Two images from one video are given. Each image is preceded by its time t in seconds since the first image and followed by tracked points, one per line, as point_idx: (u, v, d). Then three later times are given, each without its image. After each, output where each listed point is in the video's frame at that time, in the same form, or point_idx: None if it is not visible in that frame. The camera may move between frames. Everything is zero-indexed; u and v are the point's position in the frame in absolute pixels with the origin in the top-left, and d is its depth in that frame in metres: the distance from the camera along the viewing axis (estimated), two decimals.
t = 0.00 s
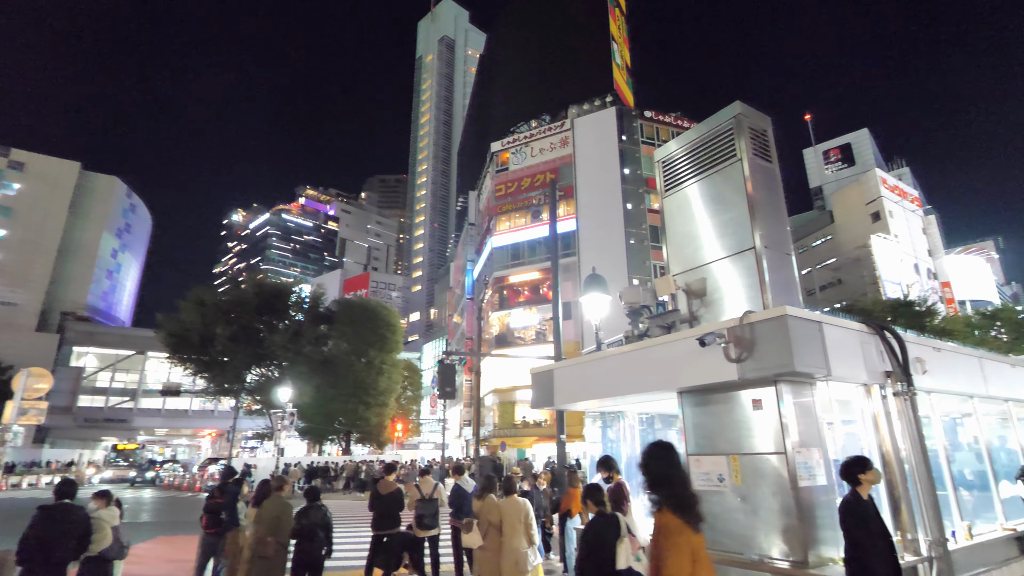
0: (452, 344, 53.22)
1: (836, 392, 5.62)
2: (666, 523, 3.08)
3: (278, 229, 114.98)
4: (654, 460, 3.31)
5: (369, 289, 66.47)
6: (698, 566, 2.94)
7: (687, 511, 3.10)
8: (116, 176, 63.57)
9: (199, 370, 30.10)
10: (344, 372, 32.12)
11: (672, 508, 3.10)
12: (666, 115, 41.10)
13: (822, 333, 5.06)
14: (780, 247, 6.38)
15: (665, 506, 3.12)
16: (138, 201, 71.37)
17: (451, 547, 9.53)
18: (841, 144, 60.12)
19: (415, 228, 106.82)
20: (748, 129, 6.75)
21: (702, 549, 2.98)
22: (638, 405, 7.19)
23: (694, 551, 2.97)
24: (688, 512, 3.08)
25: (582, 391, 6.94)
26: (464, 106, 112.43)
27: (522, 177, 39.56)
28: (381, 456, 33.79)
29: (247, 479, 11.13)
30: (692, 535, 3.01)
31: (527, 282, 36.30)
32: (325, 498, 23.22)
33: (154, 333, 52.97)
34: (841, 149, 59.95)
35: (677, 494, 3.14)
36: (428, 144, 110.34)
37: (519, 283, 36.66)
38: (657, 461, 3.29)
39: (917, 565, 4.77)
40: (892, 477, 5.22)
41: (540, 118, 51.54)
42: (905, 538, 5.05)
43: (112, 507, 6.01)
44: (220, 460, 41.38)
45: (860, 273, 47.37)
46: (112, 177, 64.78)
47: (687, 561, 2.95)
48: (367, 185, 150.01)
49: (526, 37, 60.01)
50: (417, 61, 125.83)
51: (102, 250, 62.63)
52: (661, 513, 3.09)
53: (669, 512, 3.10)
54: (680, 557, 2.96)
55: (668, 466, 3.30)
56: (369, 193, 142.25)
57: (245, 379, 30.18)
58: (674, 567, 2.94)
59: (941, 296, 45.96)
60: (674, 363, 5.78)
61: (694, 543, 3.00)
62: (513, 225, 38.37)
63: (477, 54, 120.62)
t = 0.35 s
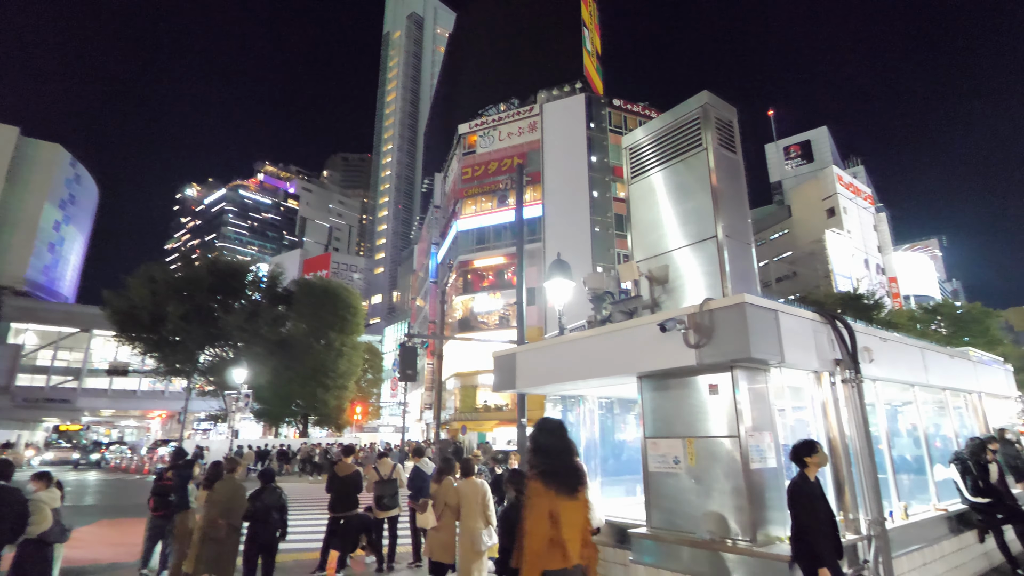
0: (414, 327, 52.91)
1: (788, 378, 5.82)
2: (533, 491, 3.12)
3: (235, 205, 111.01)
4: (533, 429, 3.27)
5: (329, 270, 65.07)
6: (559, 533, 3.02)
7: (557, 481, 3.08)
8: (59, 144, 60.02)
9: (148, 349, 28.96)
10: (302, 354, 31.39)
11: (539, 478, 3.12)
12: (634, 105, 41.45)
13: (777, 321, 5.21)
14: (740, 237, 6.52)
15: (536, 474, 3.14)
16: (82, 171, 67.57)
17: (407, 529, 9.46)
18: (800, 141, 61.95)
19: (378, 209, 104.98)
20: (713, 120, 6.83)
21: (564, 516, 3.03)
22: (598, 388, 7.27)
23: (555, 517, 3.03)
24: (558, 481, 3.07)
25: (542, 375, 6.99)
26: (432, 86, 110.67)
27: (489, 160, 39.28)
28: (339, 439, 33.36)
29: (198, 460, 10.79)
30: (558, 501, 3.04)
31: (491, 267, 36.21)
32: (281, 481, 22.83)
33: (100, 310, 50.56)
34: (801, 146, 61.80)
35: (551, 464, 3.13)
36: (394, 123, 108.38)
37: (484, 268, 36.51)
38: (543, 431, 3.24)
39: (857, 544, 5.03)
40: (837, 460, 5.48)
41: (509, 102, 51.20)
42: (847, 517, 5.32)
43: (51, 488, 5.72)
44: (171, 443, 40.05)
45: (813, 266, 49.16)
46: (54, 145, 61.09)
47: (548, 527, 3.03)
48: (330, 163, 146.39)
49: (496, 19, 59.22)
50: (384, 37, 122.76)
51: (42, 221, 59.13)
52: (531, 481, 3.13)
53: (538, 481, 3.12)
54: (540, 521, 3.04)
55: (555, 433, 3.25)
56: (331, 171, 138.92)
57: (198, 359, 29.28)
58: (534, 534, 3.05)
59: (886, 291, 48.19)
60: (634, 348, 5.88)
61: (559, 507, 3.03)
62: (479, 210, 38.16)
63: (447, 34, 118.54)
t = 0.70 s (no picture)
0: (371, 303, 52.17)
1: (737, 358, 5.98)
2: (426, 467, 3.31)
3: (182, 171, 105.74)
4: (436, 414, 3.49)
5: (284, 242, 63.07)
6: (445, 508, 3.24)
7: (453, 461, 3.31)
8: None
9: (86, 320, 27.64)
10: (252, 327, 30.45)
11: (433, 456, 3.32)
12: (599, 86, 41.41)
13: (729, 303, 5.33)
14: (698, 221, 6.62)
15: (430, 452, 3.34)
16: (13, 128, 62.75)
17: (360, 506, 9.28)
18: (759, 131, 63.41)
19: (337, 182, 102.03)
20: (676, 103, 6.87)
21: (454, 492, 3.26)
22: (555, 366, 7.31)
23: (445, 493, 3.24)
24: (453, 462, 3.30)
25: (500, 352, 6.98)
26: (395, 57, 107.71)
27: (452, 135, 38.70)
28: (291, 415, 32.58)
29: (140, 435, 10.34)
30: (448, 481, 3.27)
31: (452, 244, 35.72)
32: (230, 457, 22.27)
33: (33, 278, 47.53)
34: (759, 135, 63.26)
35: (446, 447, 3.34)
36: (355, 93, 105.21)
37: (444, 245, 35.96)
38: (444, 416, 3.45)
39: (795, 516, 5.28)
40: (781, 437, 5.71)
41: (475, 77, 50.33)
42: (786, 491, 5.54)
43: None
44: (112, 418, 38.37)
45: (765, 253, 50.68)
46: None
47: (435, 501, 3.23)
48: (286, 132, 141.03)
49: None
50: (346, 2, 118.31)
51: None
52: (424, 457, 3.33)
53: (432, 460, 3.32)
54: (431, 496, 3.23)
55: (452, 420, 3.46)
56: (287, 140, 134.00)
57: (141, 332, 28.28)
58: (421, 505, 3.23)
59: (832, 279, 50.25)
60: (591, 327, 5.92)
61: (449, 486, 3.26)
62: (441, 185, 37.76)
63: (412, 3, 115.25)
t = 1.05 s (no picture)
0: (312, 277, 50.62)
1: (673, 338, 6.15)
2: (311, 444, 3.32)
3: (105, 130, 98.05)
4: (324, 393, 3.49)
5: (219, 211, 59.89)
6: (330, 484, 3.23)
7: (339, 437, 3.33)
8: None
9: None
10: (182, 300, 29.02)
11: (319, 434, 3.33)
12: (552, 66, 41.20)
13: (667, 284, 5.46)
14: (642, 203, 6.71)
15: (317, 433, 3.32)
16: None
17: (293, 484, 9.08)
18: (705, 119, 64.99)
19: (277, 151, 97.58)
20: (625, 86, 6.90)
21: (338, 467, 3.26)
22: (498, 344, 7.30)
23: (327, 470, 3.24)
24: (337, 437, 3.32)
25: (442, 329, 6.91)
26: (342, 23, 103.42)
27: (401, 107, 37.69)
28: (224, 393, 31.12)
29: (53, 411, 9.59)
30: (333, 457, 3.28)
31: (398, 220, 35.11)
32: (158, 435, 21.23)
33: None
34: (705, 123, 64.87)
35: (333, 424, 3.34)
36: (298, 58, 100.50)
37: (390, 221, 35.31)
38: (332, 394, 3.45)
39: (721, 488, 5.52)
40: (711, 413, 5.94)
41: (426, 47, 48.94)
42: (714, 464, 5.77)
43: None
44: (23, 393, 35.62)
45: (706, 238, 52.46)
46: None
47: (319, 477, 3.23)
48: (222, 94, 133.18)
49: None
50: None
51: None
52: (312, 438, 3.31)
53: (317, 438, 3.32)
54: (313, 473, 3.22)
55: (340, 398, 3.47)
56: (224, 103, 126.64)
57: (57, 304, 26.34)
58: (306, 482, 3.20)
59: (766, 265, 52.65)
60: (534, 305, 5.93)
61: (333, 462, 3.26)
62: (387, 158, 36.75)
63: None
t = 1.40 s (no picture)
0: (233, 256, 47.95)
1: (600, 322, 6.27)
2: (166, 423, 3.53)
3: None
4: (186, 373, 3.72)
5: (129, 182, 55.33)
6: (189, 458, 3.47)
7: (199, 415, 3.56)
8: None
9: None
10: (84, 278, 26.88)
11: (175, 412, 3.54)
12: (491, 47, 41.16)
13: (595, 270, 5.55)
14: (573, 189, 6.79)
15: (174, 412, 3.54)
16: None
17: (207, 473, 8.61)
18: (641, 109, 66.46)
19: (196, 120, 91.26)
20: (560, 70, 6.92)
21: (196, 443, 3.49)
22: (427, 327, 7.20)
23: (185, 447, 3.47)
24: (197, 415, 3.55)
25: (369, 311, 6.72)
26: None
27: (334, 80, 36.20)
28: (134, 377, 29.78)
29: None
30: (191, 432, 3.51)
31: (328, 198, 34.79)
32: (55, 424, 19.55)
33: None
34: (641, 113, 66.31)
35: (193, 404, 3.56)
36: (221, 21, 93.97)
37: (319, 199, 34.89)
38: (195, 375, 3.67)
39: (641, 466, 5.73)
40: (633, 396, 6.14)
41: (361, 19, 46.96)
42: (635, 444, 5.98)
43: None
44: None
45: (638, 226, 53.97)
46: None
47: (176, 452, 3.46)
48: (133, 55, 122.62)
49: None
50: None
51: None
52: (169, 417, 3.52)
53: (175, 416, 3.54)
54: (171, 450, 3.45)
55: (203, 376, 3.69)
56: (135, 64, 116.60)
57: None
58: (163, 458, 3.44)
59: (693, 254, 54.87)
60: (462, 288, 5.89)
61: (190, 438, 3.50)
62: (317, 132, 35.27)
63: None
